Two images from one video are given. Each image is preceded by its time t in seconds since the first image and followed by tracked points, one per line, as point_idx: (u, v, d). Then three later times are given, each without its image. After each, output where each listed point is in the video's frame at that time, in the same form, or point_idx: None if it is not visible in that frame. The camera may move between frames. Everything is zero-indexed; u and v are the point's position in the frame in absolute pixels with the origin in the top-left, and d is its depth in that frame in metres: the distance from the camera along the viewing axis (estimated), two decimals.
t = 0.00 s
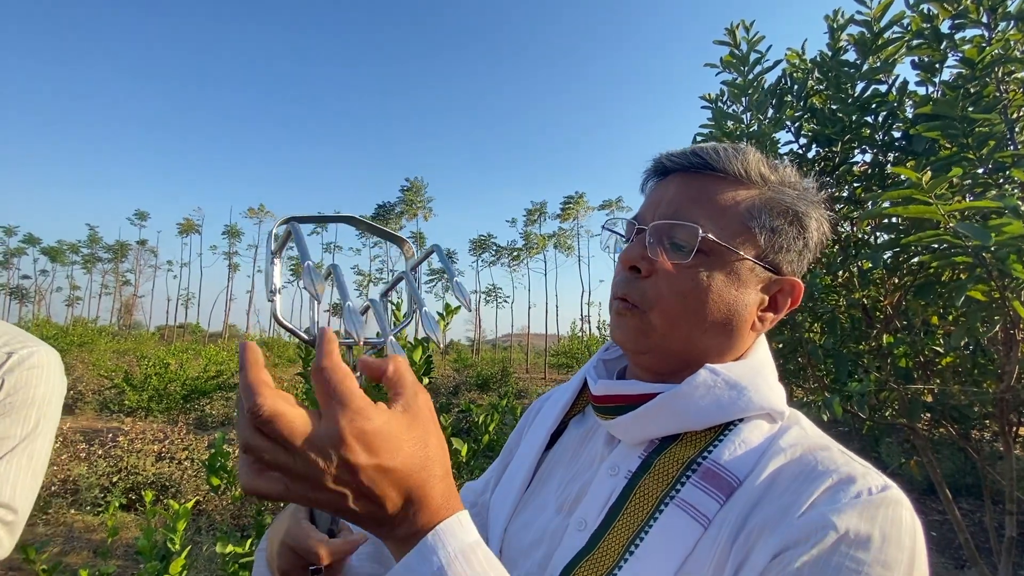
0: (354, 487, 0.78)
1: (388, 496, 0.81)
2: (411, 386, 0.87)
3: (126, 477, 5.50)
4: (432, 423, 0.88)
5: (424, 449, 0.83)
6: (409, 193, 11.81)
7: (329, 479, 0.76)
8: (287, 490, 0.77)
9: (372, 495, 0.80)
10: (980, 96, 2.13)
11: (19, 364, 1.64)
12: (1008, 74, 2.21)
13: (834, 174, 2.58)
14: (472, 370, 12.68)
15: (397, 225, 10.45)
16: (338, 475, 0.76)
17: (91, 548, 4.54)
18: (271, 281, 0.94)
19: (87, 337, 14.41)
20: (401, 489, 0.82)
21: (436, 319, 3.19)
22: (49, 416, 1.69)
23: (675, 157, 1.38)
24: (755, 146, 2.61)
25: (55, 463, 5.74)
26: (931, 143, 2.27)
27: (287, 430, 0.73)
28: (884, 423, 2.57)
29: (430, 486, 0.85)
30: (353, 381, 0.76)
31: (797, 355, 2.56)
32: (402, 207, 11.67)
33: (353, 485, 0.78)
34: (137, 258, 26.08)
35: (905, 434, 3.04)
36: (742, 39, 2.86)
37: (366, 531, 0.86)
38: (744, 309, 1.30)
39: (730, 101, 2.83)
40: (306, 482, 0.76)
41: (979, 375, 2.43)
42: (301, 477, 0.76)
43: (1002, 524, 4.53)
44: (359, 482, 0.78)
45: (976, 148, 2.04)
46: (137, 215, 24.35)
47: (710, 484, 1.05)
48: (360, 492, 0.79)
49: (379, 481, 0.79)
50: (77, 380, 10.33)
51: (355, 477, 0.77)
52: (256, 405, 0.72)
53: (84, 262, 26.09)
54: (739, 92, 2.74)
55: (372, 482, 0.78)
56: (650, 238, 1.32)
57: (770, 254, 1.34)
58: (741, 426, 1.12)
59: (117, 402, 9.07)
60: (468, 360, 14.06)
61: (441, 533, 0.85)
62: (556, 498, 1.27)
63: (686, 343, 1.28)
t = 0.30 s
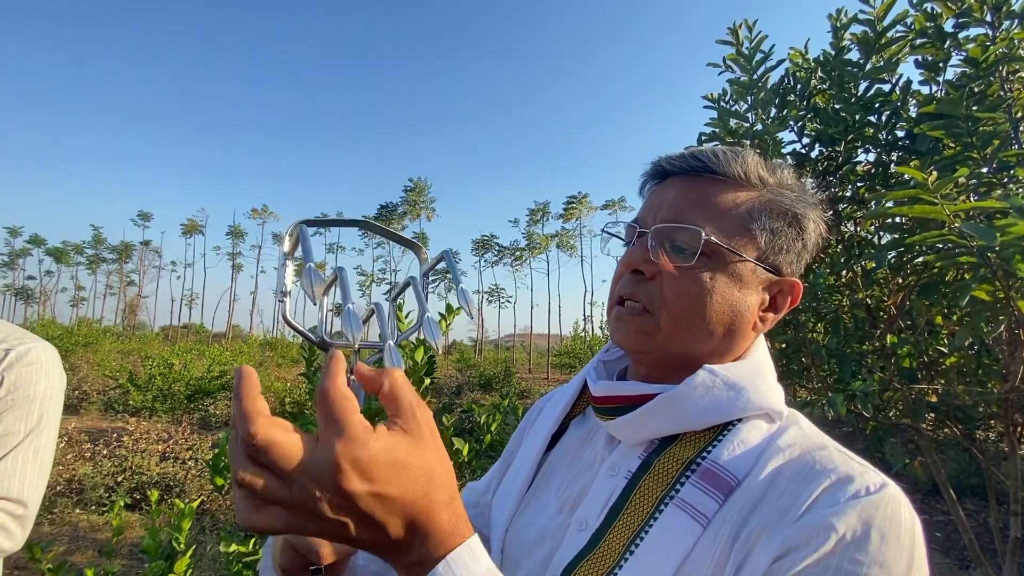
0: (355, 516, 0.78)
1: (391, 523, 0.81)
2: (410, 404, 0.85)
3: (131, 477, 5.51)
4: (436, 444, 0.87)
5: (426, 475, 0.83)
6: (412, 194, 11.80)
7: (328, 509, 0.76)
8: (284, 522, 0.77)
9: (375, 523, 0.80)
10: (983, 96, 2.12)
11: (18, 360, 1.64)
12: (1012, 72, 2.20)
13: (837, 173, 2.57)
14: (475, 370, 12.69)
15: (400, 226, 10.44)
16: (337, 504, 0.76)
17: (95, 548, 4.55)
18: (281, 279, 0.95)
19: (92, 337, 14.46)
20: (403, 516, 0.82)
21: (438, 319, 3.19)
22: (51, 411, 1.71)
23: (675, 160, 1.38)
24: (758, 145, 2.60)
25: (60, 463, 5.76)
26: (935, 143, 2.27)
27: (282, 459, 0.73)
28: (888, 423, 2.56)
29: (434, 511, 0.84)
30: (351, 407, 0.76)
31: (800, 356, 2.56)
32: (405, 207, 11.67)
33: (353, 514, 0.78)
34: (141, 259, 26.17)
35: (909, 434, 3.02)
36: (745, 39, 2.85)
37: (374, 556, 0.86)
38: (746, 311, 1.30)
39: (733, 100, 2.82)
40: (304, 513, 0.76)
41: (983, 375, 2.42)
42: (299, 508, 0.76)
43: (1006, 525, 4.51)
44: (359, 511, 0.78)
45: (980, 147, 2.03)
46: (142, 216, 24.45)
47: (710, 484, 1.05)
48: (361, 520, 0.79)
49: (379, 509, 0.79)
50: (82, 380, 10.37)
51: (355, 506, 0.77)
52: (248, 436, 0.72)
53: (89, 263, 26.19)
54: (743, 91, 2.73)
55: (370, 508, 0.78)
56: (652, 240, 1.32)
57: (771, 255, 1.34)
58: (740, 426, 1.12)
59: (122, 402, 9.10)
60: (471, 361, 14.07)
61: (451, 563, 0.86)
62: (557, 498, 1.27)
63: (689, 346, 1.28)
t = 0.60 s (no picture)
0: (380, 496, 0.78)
1: (411, 509, 0.81)
2: (434, 399, 0.86)
3: (136, 476, 5.53)
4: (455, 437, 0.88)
5: (448, 464, 0.84)
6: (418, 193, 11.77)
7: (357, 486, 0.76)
8: (309, 498, 0.76)
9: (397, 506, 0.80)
10: (990, 94, 2.11)
11: (23, 355, 1.66)
12: (1018, 71, 2.19)
13: (842, 172, 2.55)
14: (479, 370, 12.70)
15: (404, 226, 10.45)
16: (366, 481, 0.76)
17: (101, 547, 4.57)
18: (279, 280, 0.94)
19: (98, 337, 14.52)
20: (423, 503, 0.82)
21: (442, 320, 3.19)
22: (57, 404, 1.71)
23: (682, 160, 1.37)
24: (762, 145, 2.59)
25: (66, 462, 5.79)
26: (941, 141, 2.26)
27: (321, 430, 0.73)
28: (894, 423, 2.54)
29: (450, 504, 0.85)
30: (389, 389, 0.77)
31: (805, 355, 2.55)
32: (409, 208, 11.67)
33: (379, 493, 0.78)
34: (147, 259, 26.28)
35: (915, 435, 3.01)
36: (749, 38, 2.85)
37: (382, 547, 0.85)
38: (753, 312, 1.30)
39: (737, 99, 2.81)
40: (334, 488, 0.76)
41: (990, 375, 2.41)
42: (329, 483, 0.75)
43: (1013, 526, 4.49)
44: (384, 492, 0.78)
45: (987, 146, 2.02)
46: (147, 216, 24.54)
47: (715, 483, 1.05)
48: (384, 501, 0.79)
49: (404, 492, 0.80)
50: (88, 380, 10.41)
51: (381, 487, 0.78)
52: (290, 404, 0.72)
53: (95, 263, 26.31)
54: (747, 90, 2.72)
55: (396, 491, 0.79)
56: (660, 241, 1.31)
57: (778, 256, 1.33)
58: (745, 426, 1.11)
59: (127, 402, 9.14)
60: (474, 361, 14.07)
61: (465, 553, 0.87)
62: (563, 497, 1.27)
63: (697, 347, 1.27)
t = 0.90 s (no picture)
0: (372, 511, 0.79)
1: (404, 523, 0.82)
2: (440, 415, 0.84)
3: (142, 476, 5.56)
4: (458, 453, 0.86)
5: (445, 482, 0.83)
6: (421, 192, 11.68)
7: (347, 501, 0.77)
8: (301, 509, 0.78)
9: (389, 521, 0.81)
10: (996, 92, 2.10)
11: (33, 355, 1.67)
12: None
13: (847, 171, 2.54)
14: (482, 370, 12.71)
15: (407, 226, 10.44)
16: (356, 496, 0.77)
17: (108, 547, 4.59)
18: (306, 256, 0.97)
19: (103, 338, 14.58)
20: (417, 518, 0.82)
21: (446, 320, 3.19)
22: (66, 404, 1.72)
23: (697, 159, 1.37)
24: (767, 144, 2.58)
25: (73, 462, 5.82)
26: (948, 140, 2.25)
27: (310, 449, 0.73)
28: (901, 423, 2.53)
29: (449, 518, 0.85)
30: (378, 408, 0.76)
31: (810, 355, 2.54)
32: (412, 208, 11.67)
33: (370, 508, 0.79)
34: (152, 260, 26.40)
35: (921, 435, 3.00)
36: (753, 37, 2.84)
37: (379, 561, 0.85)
38: (767, 313, 1.30)
39: (742, 99, 2.81)
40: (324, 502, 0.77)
41: (997, 375, 2.39)
42: (320, 497, 0.77)
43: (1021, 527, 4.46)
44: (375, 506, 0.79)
45: (994, 144, 2.00)
46: (152, 217, 24.64)
47: (728, 482, 1.04)
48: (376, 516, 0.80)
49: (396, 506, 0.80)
50: (94, 381, 10.46)
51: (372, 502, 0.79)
52: (272, 426, 0.71)
53: (101, 264, 26.44)
54: (752, 90, 2.71)
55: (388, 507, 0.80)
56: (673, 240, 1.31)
57: (791, 258, 1.33)
58: (757, 426, 1.11)
59: (133, 402, 9.18)
60: (478, 361, 14.08)
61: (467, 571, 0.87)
62: (572, 496, 1.27)
63: (709, 347, 1.27)
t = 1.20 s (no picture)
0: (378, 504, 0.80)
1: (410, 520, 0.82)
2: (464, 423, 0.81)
3: (148, 476, 5.58)
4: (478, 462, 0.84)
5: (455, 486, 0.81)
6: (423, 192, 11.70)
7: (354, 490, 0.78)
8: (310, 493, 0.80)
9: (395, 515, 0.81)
10: (1004, 90, 2.08)
11: (44, 356, 1.67)
12: None
13: (854, 170, 2.53)
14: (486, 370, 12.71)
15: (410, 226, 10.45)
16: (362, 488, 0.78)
17: (114, 546, 4.61)
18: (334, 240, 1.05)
19: (109, 339, 14.65)
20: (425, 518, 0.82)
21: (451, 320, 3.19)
22: (77, 406, 1.72)
23: (722, 157, 1.34)
24: (773, 143, 2.57)
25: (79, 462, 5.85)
26: (955, 138, 2.24)
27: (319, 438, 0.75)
28: (908, 423, 2.52)
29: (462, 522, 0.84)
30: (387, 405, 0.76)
31: (817, 355, 2.53)
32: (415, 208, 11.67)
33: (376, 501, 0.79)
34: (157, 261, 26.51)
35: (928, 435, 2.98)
36: (758, 35, 2.83)
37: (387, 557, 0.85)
38: (792, 318, 1.29)
39: (747, 97, 2.80)
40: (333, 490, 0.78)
41: (1005, 375, 2.38)
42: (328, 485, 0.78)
43: None
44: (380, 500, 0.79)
45: (1002, 142, 1.98)
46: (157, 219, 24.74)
47: (746, 491, 1.04)
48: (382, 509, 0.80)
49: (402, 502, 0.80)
50: (99, 381, 10.51)
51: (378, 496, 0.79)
52: (281, 417, 0.73)
53: (106, 266, 26.57)
54: (758, 88, 2.70)
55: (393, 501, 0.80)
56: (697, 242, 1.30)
57: (819, 262, 1.32)
58: (777, 434, 1.10)
59: (138, 403, 9.22)
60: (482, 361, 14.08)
61: None
62: (584, 494, 1.27)
63: (734, 352, 1.26)
